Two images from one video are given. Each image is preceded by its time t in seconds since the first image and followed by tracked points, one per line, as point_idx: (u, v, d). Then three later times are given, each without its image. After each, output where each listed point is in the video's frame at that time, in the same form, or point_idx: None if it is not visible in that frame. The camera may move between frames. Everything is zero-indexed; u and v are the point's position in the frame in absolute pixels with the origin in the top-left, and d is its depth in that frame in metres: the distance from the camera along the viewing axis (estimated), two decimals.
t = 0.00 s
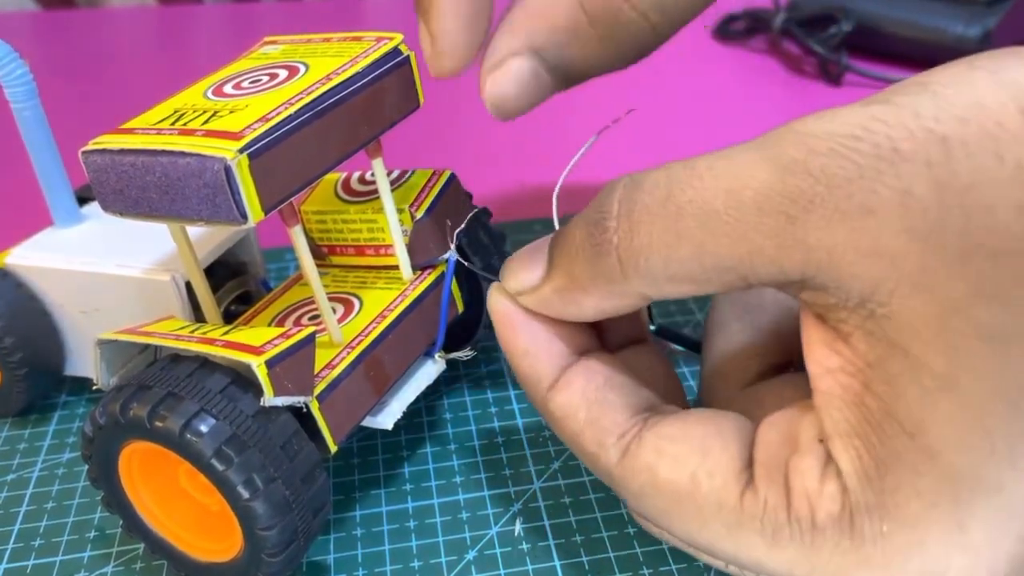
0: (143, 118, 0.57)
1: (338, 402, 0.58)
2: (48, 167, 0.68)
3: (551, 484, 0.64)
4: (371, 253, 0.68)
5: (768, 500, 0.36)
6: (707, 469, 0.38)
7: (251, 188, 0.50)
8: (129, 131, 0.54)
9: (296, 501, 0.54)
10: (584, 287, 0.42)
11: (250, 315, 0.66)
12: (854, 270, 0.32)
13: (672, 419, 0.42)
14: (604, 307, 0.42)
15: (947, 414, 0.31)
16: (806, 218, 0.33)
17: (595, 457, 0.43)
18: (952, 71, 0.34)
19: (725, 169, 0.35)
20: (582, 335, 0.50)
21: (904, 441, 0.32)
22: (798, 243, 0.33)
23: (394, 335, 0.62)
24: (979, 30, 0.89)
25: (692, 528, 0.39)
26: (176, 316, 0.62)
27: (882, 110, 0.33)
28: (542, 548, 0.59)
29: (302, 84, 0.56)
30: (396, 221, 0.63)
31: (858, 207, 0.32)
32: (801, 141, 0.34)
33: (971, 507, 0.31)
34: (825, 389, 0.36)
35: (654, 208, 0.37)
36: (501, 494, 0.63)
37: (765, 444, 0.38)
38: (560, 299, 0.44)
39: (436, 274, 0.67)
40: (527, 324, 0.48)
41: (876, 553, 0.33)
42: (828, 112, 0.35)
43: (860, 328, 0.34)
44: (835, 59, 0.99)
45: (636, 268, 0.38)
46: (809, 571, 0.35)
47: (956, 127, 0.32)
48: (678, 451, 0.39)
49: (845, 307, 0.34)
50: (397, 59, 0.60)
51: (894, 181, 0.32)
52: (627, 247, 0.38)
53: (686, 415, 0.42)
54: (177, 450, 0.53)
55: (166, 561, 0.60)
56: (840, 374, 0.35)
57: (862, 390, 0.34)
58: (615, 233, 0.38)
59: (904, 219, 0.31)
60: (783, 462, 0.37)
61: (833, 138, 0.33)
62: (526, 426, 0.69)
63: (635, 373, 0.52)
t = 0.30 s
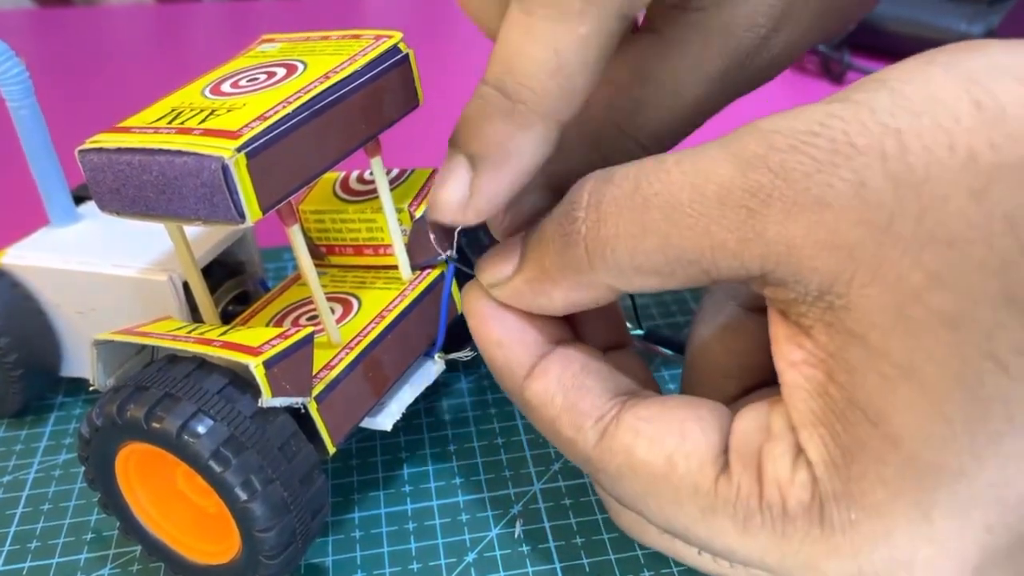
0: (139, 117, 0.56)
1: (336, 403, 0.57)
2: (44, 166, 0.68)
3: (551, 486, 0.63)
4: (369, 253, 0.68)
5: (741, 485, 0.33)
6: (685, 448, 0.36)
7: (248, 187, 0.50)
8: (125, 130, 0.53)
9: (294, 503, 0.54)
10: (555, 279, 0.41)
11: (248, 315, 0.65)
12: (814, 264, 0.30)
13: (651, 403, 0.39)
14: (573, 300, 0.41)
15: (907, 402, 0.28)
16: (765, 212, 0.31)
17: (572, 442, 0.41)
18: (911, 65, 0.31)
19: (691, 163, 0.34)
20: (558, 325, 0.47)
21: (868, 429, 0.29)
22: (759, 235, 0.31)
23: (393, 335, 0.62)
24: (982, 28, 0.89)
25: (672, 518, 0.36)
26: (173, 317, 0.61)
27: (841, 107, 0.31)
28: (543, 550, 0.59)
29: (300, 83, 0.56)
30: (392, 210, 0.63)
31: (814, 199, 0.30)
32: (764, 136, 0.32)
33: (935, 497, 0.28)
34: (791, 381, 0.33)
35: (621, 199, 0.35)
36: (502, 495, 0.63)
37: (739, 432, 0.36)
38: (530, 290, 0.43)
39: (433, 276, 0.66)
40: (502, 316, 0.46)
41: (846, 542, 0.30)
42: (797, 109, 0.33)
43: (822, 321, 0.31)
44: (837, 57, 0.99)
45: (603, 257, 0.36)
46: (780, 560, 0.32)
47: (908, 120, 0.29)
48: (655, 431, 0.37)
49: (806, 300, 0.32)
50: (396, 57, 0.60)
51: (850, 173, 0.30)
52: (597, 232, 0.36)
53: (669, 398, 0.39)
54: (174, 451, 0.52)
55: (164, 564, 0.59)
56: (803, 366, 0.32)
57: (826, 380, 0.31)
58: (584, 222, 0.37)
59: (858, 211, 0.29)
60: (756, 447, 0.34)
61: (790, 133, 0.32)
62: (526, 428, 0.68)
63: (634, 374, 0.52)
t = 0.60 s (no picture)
0: (137, 115, 0.56)
1: (335, 404, 0.57)
2: (40, 165, 0.67)
3: (552, 487, 0.63)
4: (368, 253, 0.67)
5: (739, 483, 0.33)
6: (681, 447, 0.36)
7: (247, 186, 0.49)
8: (122, 129, 0.53)
9: (292, 505, 0.53)
10: (556, 277, 0.41)
11: (246, 315, 0.65)
12: (815, 260, 0.31)
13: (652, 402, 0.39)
14: (576, 296, 0.41)
15: (906, 397, 0.29)
16: (767, 209, 0.32)
17: (569, 442, 0.40)
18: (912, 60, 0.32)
19: (693, 160, 0.35)
20: (558, 323, 0.47)
21: (867, 424, 0.30)
22: (761, 233, 0.32)
23: (392, 335, 0.61)
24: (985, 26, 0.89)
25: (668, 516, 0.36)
26: (170, 317, 0.61)
27: (842, 103, 0.32)
28: (543, 552, 0.58)
29: (298, 81, 0.55)
30: (391, 209, 0.62)
31: (815, 195, 0.31)
32: (764, 133, 0.33)
33: (934, 491, 0.29)
34: (791, 377, 0.33)
35: (623, 196, 0.36)
36: (502, 497, 0.62)
37: (738, 429, 0.36)
38: (533, 289, 0.43)
39: (433, 275, 0.66)
40: (503, 315, 0.46)
41: (843, 537, 0.30)
42: (797, 104, 0.34)
43: (823, 316, 0.32)
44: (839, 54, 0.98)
45: (605, 255, 0.37)
46: (778, 556, 0.33)
47: (909, 118, 0.30)
48: (652, 429, 0.37)
49: (808, 296, 0.32)
50: (395, 55, 0.59)
51: (850, 170, 0.30)
52: (596, 231, 0.37)
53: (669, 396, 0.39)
54: (172, 453, 0.52)
55: (161, 566, 0.59)
56: (803, 361, 0.33)
57: (826, 375, 0.32)
58: (586, 220, 0.38)
59: (860, 206, 0.30)
60: (754, 445, 0.35)
61: (790, 129, 0.32)
62: (526, 429, 0.68)
63: (636, 374, 0.52)
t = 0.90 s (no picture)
0: (134, 114, 0.55)
1: (334, 404, 0.56)
2: (37, 165, 0.67)
3: (552, 489, 0.63)
4: (367, 252, 0.67)
5: (773, 494, 0.34)
6: (711, 458, 0.36)
7: (245, 185, 0.49)
8: (120, 127, 0.52)
9: (291, 506, 0.53)
10: (591, 286, 0.41)
11: (244, 315, 0.64)
12: (862, 269, 0.31)
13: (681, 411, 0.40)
14: (609, 306, 0.41)
15: (954, 411, 0.29)
16: (812, 218, 0.31)
17: (595, 451, 0.41)
18: (965, 63, 0.32)
19: (735, 167, 0.34)
20: (582, 331, 0.48)
21: (911, 437, 0.31)
22: (806, 241, 0.32)
23: (393, 335, 0.61)
24: (989, 23, 0.88)
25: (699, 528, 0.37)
26: (168, 318, 0.60)
27: (894, 109, 0.31)
28: (543, 555, 0.58)
29: (296, 79, 0.55)
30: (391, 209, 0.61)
31: (863, 204, 0.30)
32: (809, 139, 0.32)
33: (978, 509, 0.30)
34: (831, 386, 0.34)
35: (662, 206, 0.36)
36: (502, 499, 0.62)
37: (772, 439, 0.37)
38: (564, 298, 0.43)
39: (433, 275, 0.65)
40: (528, 320, 0.46)
41: (881, 549, 0.31)
42: (844, 109, 0.33)
43: (868, 326, 0.32)
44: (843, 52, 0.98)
45: (643, 266, 0.37)
46: (813, 570, 0.33)
47: (965, 125, 0.30)
48: (681, 440, 0.37)
49: (851, 306, 0.32)
50: (395, 54, 0.59)
51: (901, 178, 0.30)
52: (635, 240, 0.37)
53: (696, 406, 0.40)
54: (169, 454, 0.51)
55: (158, 567, 0.58)
56: (845, 370, 0.33)
57: (868, 388, 0.32)
58: (624, 228, 0.37)
59: (910, 216, 0.30)
60: (789, 457, 0.35)
61: (837, 136, 0.32)
62: (526, 430, 0.68)
63: (653, 379, 0.52)
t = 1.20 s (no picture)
0: (131, 113, 0.55)
1: (333, 404, 0.56)
2: (34, 163, 0.67)
3: (553, 490, 0.62)
4: (367, 252, 0.66)
5: (772, 506, 0.34)
6: (713, 469, 0.36)
7: (243, 184, 0.48)
8: (118, 126, 0.52)
9: (290, 508, 0.53)
10: (593, 290, 0.41)
11: (243, 315, 0.64)
12: (861, 281, 0.30)
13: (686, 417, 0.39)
14: (612, 311, 0.41)
15: (952, 429, 0.29)
16: (812, 228, 0.31)
17: (599, 455, 0.41)
18: (973, 73, 0.31)
19: (735, 174, 0.34)
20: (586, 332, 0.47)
21: (908, 454, 0.30)
22: (806, 251, 0.31)
23: (393, 335, 0.61)
24: (993, 22, 0.88)
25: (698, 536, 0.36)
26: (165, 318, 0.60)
27: (898, 118, 0.31)
28: (544, 556, 0.57)
29: (295, 78, 0.55)
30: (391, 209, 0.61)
31: (864, 215, 0.30)
32: (810, 147, 0.32)
33: (976, 529, 0.29)
34: (831, 399, 0.34)
35: (662, 211, 0.36)
36: (502, 500, 0.62)
37: (772, 450, 0.36)
38: (567, 301, 0.43)
39: (433, 275, 0.65)
40: (535, 322, 0.46)
41: (876, 567, 0.31)
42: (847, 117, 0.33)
43: (868, 339, 0.32)
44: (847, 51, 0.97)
45: (643, 271, 0.37)
46: None
47: (968, 137, 0.29)
48: (683, 449, 0.37)
49: (852, 317, 0.32)
50: (395, 52, 0.58)
51: (902, 190, 0.30)
52: (635, 246, 0.37)
53: (703, 413, 0.39)
54: (166, 455, 0.51)
55: (155, 568, 0.58)
56: (845, 383, 0.33)
57: (868, 402, 0.32)
58: (624, 233, 0.37)
59: (910, 228, 0.29)
60: (786, 471, 0.35)
61: (839, 143, 0.31)
62: (526, 431, 0.67)
63: (657, 382, 0.51)
